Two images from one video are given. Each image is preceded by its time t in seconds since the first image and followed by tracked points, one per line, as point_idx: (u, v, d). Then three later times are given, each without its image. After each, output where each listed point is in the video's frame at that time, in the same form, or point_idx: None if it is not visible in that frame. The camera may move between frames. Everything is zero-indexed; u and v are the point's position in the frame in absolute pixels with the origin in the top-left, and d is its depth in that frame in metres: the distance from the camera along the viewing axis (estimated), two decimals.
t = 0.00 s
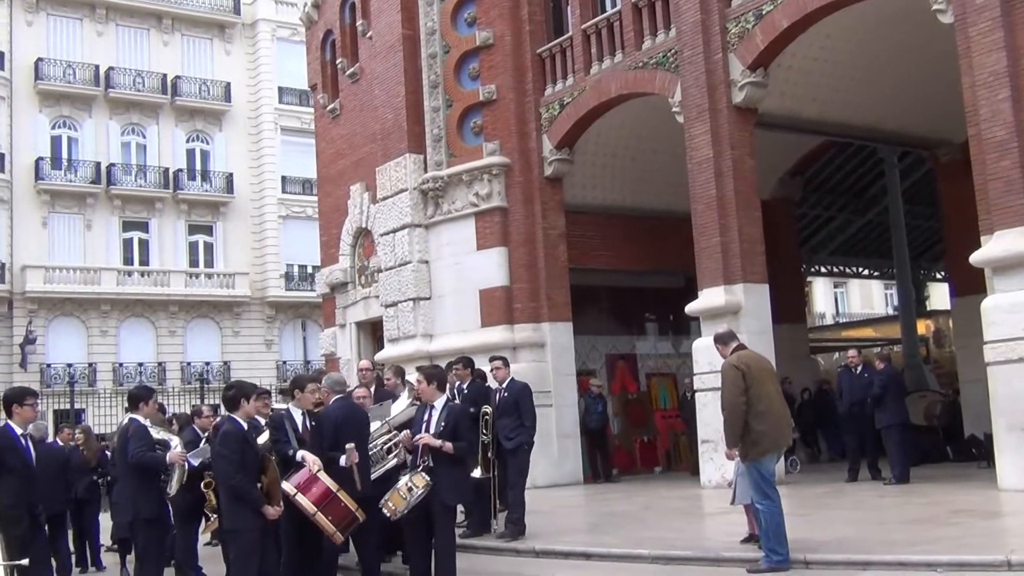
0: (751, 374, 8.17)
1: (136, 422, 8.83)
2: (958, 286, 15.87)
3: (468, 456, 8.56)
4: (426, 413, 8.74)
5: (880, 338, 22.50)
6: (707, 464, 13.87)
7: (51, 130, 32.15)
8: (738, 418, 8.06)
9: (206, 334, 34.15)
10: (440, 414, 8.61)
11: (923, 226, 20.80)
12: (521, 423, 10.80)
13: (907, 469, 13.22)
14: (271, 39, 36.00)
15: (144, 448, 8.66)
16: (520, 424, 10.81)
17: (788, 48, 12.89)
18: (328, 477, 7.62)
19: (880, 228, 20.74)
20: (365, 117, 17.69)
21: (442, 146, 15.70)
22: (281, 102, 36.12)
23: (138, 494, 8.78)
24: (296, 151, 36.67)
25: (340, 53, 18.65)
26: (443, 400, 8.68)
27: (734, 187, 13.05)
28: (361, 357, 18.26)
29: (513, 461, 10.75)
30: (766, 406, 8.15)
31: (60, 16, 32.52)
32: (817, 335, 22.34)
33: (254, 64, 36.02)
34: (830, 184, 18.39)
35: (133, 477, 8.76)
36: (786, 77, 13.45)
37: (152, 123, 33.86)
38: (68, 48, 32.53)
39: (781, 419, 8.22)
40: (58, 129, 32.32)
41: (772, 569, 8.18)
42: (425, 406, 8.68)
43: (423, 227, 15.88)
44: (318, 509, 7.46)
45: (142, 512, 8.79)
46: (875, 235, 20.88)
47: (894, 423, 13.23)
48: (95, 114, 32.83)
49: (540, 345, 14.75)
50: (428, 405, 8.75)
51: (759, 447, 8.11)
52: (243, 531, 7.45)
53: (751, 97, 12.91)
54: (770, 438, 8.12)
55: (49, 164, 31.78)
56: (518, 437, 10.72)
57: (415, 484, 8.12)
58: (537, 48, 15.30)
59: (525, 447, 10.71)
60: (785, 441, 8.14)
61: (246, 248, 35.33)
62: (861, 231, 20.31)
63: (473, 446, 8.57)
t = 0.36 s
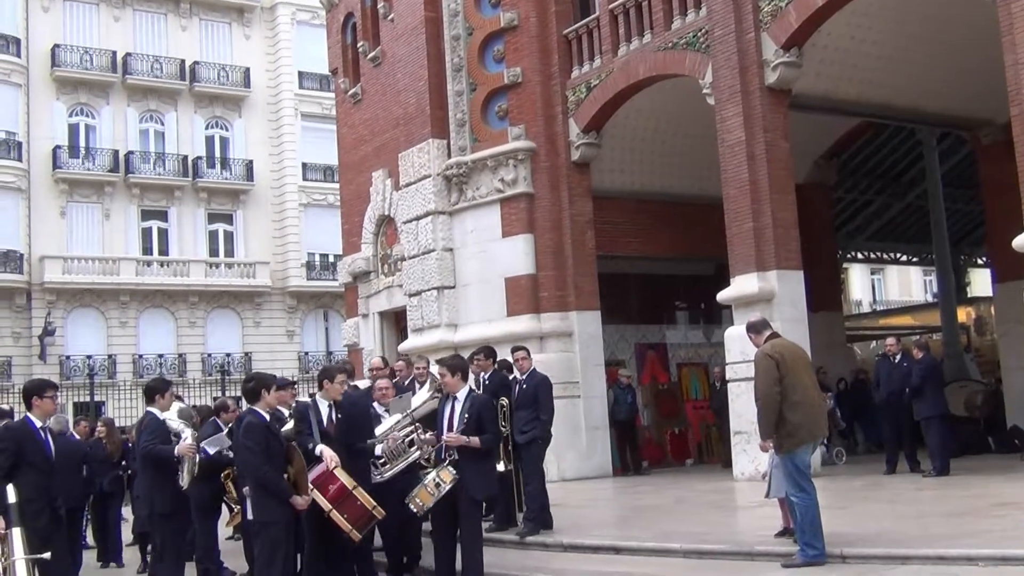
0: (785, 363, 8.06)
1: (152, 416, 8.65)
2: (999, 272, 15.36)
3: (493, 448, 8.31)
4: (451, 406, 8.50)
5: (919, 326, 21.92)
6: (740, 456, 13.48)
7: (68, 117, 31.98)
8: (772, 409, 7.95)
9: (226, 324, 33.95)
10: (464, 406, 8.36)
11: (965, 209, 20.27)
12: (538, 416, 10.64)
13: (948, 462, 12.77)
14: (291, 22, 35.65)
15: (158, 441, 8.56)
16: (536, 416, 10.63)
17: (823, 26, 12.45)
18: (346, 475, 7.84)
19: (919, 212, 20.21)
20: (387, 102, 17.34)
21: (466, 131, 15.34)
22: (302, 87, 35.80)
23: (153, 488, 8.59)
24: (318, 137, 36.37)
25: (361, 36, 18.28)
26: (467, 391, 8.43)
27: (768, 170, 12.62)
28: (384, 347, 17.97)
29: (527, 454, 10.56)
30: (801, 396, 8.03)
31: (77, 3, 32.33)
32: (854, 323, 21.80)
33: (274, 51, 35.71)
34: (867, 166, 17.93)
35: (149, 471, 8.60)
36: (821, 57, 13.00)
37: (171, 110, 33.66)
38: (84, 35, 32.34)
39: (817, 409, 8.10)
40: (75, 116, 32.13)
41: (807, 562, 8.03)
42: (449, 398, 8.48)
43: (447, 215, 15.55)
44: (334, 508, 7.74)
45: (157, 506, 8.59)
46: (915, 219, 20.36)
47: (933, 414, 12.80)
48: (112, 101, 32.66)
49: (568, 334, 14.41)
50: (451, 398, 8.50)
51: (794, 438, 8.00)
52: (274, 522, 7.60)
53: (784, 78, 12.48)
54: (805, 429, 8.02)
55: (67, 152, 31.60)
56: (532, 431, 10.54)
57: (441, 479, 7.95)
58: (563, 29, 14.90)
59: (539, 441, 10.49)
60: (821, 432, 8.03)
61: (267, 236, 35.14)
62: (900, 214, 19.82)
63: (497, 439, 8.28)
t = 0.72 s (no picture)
0: (819, 351, 7.78)
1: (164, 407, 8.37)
2: None
3: (516, 439, 8.07)
4: (469, 402, 8.20)
5: (956, 313, 21.44)
6: (772, 448, 13.11)
7: (83, 106, 31.92)
8: (806, 399, 7.66)
9: (246, 316, 33.80)
10: (484, 400, 8.07)
11: (1004, 191, 19.82)
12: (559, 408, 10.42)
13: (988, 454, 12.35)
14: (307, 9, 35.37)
15: (172, 433, 8.22)
16: (557, 408, 10.40)
17: (858, 4, 12.02)
18: (367, 470, 7.62)
19: (956, 194, 19.78)
20: (408, 87, 17.00)
21: (488, 116, 14.99)
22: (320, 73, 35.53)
23: (166, 481, 8.21)
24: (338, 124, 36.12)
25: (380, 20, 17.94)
26: (485, 386, 8.14)
27: (800, 153, 12.21)
28: (406, 338, 17.68)
29: (549, 448, 10.36)
30: (835, 386, 7.74)
31: None
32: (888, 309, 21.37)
33: (292, 37, 35.42)
34: (903, 148, 17.50)
35: (162, 464, 8.26)
36: (856, 34, 12.57)
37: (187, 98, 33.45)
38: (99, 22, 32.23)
39: (853, 399, 7.80)
40: (91, 105, 32.09)
41: (841, 557, 7.78)
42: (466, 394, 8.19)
43: (469, 202, 15.20)
44: (354, 504, 7.53)
45: (169, 500, 8.21)
46: (951, 201, 19.95)
47: (972, 404, 12.38)
48: (128, 89, 32.55)
49: (595, 324, 14.08)
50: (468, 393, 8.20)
51: (829, 429, 7.70)
52: (295, 518, 7.37)
53: (817, 57, 12.07)
54: (841, 420, 7.71)
55: (83, 142, 31.53)
56: (552, 424, 10.33)
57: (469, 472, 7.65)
58: (588, 10, 14.52)
59: (559, 434, 10.24)
60: (857, 423, 7.73)
61: (286, 225, 34.98)
62: (936, 197, 19.41)
63: (518, 429, 8.04)
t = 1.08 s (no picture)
0: (848, 341, 7.59)
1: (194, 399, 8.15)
2: None
3: (536, 429, 7.88)
4: (487, 395, 8.06)
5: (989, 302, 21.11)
6: (799, 440, 12.90)
7: (102, 98, 31.90)
8: (835, 389, 7.48)
9: (267, 307, 33.77)
10: (502, 391, 7.92)
11: None
12: (580, 400, 10.17)
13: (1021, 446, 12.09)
14: None
15: (208, 427, 8.04)
16: (578, 400, 10.15)
17: None
18: (391, 466, 7.48)
19: (988, 179, 19.50)
20: (429, 75, 16.83)
21: (511, 104, 14.83)
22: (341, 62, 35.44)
23: (197, 474, 8.01)
24: (359, 114, 35.96)
25: (401, 8, 17.77)
26: (502, 376, 7.99)
27: (828, 139, 11.98)
28: (429, 329, 17.56)
29: (570, 440, 10.13)
30: (865, 375, 7.56)
31: None
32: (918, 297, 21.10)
33: (312, 26, 35.29)
34: (934, 133, 17.23)
35: (194, 458, 8.06)
36: (886, 17, 12.32)
37: (206, 89, 33.38)
38: (118, 12, 32.15)
39: (884, 389, 7.61)
40: (110, 96, 32.06)
41: (871, 549, 7.58)
42: (483, 387, 8.05)
43: (492, 191, 15.04)
44: (375, 499, 7.40)
45: (199, 493, 8.00)
46: (982, 187, 19.67)
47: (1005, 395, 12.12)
48: (147, 81, 32.49)
49: (619, 314, 13.93)
50: (485, 385, 8.05)
51: (859, 420, 7.52)
52: (310, 512, 7.40)
53: (846, 41, 11.84)
54: (871, 410, 7.53)
55: (102, 134, 31.53)
56: (574, 416, 10.09)
57: (492, 463, 7.52)
58: None
59: (582, 426, 10.04)
60: (888, 414, 7.54)
61: (307, 216, 34.91)
62: (968, 182, 19.14)
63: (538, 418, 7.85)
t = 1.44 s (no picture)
0: (872, 328, 7.55)
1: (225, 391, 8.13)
2: None
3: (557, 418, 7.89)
4: (507, 384, 8.03)
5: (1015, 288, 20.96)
6: (824, 428, 12.87)
7: (125, 91, 32.08)
8: (859, 376, 7.45)
9: (291, 298, 33.90)
10: (524, 379, 7.91)
11: None
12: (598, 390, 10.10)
13: None
14: None
15: (241, 419, 8.04)
16: (596, 390, 10.08)
17: None
18: (420, 454, 7.42)
19: (1012, 164, 19.38)
20: (449, 65, 16.82)
21: (531, 93, 14.79)
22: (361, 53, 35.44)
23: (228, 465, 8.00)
24: (380, 105, 35.94)
25: None
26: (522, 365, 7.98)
27: (851, 126, 11.90)
28: (452, 319, 17.60)
29: (590, 430, 10.10)
30: (888, 362, 7.53)
31: None
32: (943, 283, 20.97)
33: (331, 17, 35.38)
34: (958, 118, 17.11)
35: (224, 449, 8.06)
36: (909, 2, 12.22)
37: (227, 80, 33.50)
38: (139, 5, 32.30)
39: (908, 376, 7.58)
40: (133, 89, 32.22)
41: (897, 536, 7.54)
42: (504, 376, 8.02)
43: (513, 180, 15.03)
44: (407, 487, 7.29)
45: (230, 485, 8.01)
46: (1006, 172, 19.56)
47: None
48: (169, 74, 32.66)
49: (642, 303, 13.93)
50: (506, 374, 8.03)
51: (883, 408, 7.49)
52: (339, 499, 7.47)
53: (868, 26, 11.76)
54: (895, 397, 7.50)
55: (125, 127, 31.68)
56: (593, 406, 10.03)
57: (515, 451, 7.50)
58: None
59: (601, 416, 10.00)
60: (912, 401, 7.51)
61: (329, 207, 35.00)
62: (992, 167, 19.03)
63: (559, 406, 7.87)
